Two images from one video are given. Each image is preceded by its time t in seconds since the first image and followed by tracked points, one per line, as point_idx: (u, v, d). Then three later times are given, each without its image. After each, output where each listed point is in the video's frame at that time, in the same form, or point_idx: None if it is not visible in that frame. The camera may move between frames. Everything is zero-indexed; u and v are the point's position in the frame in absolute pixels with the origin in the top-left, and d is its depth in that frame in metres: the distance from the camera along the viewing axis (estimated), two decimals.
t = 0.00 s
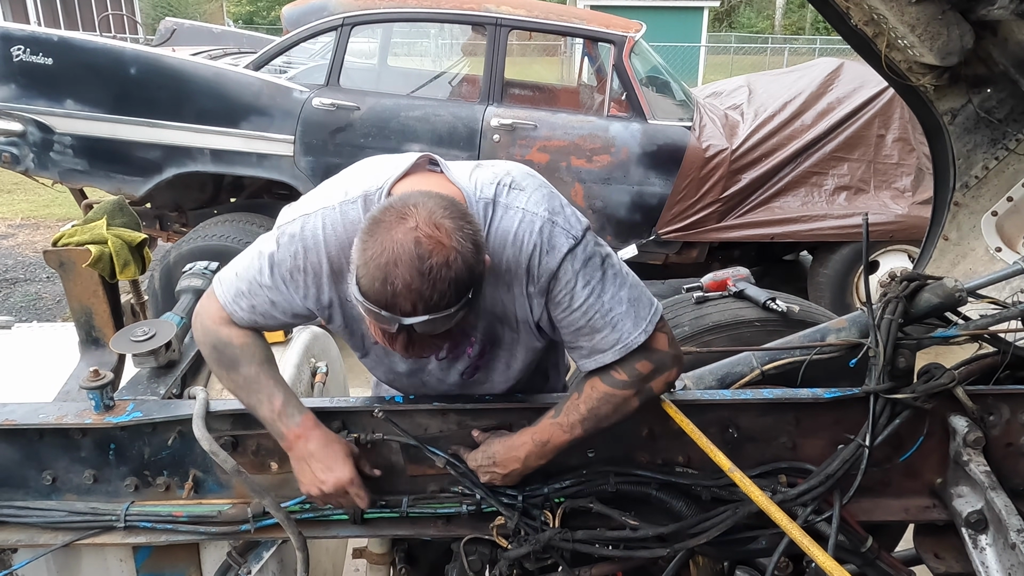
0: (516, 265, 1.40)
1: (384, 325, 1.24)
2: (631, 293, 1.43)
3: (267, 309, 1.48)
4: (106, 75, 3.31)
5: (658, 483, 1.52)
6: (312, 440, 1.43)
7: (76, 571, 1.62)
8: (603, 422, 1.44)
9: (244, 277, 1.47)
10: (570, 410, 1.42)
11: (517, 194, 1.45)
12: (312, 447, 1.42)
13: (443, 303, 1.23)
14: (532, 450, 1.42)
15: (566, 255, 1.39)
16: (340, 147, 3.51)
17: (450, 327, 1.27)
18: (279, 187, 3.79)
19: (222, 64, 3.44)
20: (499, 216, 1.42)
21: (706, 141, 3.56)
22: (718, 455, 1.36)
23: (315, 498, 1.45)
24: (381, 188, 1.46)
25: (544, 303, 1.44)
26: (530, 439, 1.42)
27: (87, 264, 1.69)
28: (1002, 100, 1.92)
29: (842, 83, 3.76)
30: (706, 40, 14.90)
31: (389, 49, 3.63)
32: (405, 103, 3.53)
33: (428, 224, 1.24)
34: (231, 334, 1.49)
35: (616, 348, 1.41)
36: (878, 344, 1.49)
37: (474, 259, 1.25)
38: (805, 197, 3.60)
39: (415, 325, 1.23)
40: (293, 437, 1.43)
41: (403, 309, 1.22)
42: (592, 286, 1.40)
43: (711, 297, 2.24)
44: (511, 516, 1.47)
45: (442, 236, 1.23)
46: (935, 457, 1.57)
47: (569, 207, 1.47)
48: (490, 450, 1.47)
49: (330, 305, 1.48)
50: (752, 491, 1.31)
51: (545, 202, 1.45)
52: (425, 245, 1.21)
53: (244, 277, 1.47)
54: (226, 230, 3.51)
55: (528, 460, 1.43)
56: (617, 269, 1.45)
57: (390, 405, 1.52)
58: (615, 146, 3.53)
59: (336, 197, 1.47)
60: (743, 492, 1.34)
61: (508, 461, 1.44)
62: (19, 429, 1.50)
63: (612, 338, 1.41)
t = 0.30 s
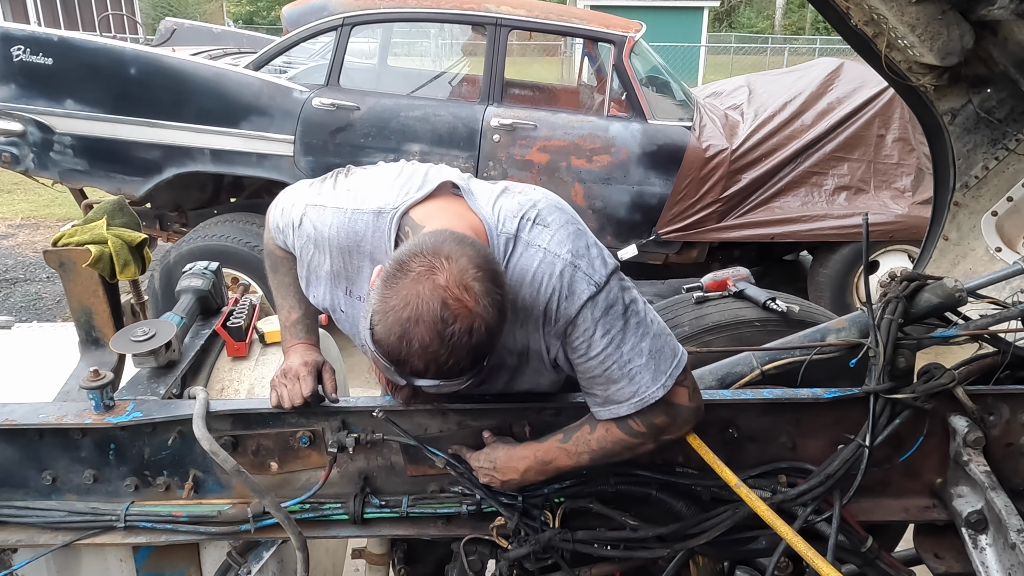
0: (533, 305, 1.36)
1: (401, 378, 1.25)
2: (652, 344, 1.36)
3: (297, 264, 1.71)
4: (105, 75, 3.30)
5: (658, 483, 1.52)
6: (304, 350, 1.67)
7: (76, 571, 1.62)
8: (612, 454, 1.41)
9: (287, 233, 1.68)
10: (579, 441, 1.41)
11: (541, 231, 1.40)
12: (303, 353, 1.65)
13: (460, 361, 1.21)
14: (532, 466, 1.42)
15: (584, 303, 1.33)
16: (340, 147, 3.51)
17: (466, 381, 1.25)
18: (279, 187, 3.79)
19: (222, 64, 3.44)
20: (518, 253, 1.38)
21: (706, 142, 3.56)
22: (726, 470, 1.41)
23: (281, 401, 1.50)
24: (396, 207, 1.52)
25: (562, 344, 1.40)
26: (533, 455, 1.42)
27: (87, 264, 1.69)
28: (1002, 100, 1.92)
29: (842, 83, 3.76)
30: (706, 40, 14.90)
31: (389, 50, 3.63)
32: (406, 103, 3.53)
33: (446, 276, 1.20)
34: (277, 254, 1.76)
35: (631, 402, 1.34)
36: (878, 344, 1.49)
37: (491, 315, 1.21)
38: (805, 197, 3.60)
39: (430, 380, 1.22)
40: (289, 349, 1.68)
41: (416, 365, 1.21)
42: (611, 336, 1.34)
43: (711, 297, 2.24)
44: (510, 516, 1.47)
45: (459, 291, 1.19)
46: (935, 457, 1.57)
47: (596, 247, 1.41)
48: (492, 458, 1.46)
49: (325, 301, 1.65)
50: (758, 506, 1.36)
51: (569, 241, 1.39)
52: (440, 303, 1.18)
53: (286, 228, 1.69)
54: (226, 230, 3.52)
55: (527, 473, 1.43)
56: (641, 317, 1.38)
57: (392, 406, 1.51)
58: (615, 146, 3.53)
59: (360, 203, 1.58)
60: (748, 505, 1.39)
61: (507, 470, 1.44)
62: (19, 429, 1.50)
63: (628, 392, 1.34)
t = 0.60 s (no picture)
0: (538, 316, 1.36)
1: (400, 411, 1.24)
2: (657, 354, 1.35)
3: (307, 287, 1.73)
4: (105, 75, 3.30)
5: (658, 483, 1.52)
6: (308, 365, 1.64)
7: (76, 571, 1.62)
8: (615, 458, 1.41)
9: (293, 255, 1.71)
10: (581, 445, 1.41)
11: (541, 243, 1.40)
12: (306, 367, 1.63)
13: (458, 392, 1.20)
14: (533, 467, 1.42)
15: (588, 314, 1.33)
16: (340, 147, 3.51)
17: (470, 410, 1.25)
18: (279, 187, 3.79)
19: (222, 64, 3.44)
20: (520, 266, 1.37)
21: (706, 142, 3.56)
22: (729, 474, 1.40)
23: (276, 411, 1.50)
24: (387, 229, 1.51)
25: (567, 354, 1.40)
26: (533, 457, 1.42)
27: (87, 264, 1.69)
28: (1002, 100, 1.92)
29: (842, 83, 3.76)
30: (706, 40, 14.90)
31: (389, 49, 3.63)
32: (406, 103, 3.53)
33: (441, 307, 1.20)
34: (288, 277, 1.77)
35: (636, 412, 1.34)
36: (878, 344, 1.49)
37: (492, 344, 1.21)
38: (805, 197, 3.60)
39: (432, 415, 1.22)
40: (295, 365, 1.66)
41: (418, 401, 1.20)
42: (616, 347, 1.33)
43: (711, 297, 2.24)
44: (510, 516, 1.47)
45: (459, 324, 1.19)
46: (935, 457, 1.57)
47: (597, 258, 1.40)
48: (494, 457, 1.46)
49: (334, 325, 1.70)
50: (762, 508, 1.35)
51: (570, 251, 1.39)
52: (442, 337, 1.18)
53: (291, 254, 1.72)
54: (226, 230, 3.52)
55: (527, 475, 1.43)
56: (646, 327, 1.37)
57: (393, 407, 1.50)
58: (615, 146, 3.53)
59: (352, 225, 1.58)
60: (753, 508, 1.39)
61: (507, 471, 1.44)
62: (19, 429, 1.50)
63: (633, 402, 1.34)
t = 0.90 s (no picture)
0: (537, 323, 1.37)
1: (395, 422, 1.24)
2: (657, 360, 1.35)
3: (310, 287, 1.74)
4: (105, 75, 3.30)
5: (658, 483, 1.52)
6: (309, 365, 1.64)
7: (76, 571, 1.62)
8: (616, 458, 1.41)
9: (297, 253, 1.71)
10: (581, 446, 1.41)
11: (540, 250, 1.40)
12: (307, 367, 1.63)
13: (454, 405, 1.21)
14: (534, 468, 1.42)
15: (587, 322, 1.33)
16: (340, 147, 3.51)
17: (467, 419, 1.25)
18: (279, 187, 3.79)
19: (222, 64, 3.44)
20: (519, 274, 1.37)
21: (706, 142, 3.56)
22: (730, 475, 1.40)
23: (274, 410, 1.50)
24: (389, 232, 1.51)
25: (566, 361, 1.40)
26: (534, 458, 1.42)
27: (87, 264, 1.69)
28: (1002, 100, 1.92)
29: (842, 83, 3.76)
30: (706, 40, 14.89)
31: (389, 50, 3.63)
32: (406, 103, 3.53)
33: (437, 323, 1.19)
34: (291, 277, 1.77)
35: (636, 418, 1.34)
36: (878, 344, 1.50)
37: (486, 353, 1.21)
38: (806, 197, 3.60)
39: (428, 425, 1.21)
40: (297, 365, 1.65)
41: (413, 411, 1.20)
42: (616, 354, 1.33)
43: (711, 297, 2.24)
44: (510, 517, 1.47)
45: (452, 335, 1.19)
46: (935, 457, 1.57)
47: (597, 265, 1.40)
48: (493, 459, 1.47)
49: (337, 325, 1.70)
50: (762, 510, 1.35)
51: (569, 258, 1.39)
52: (435, 348, 1.18)
53: (294, 254, 1.72)
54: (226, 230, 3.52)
55: (527, 476, 1.43)
56: (645, 333, 1.37)
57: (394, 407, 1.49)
58: (615, 146, 3.53)
59: (354, 227, 1.58)
60: (754, 511, 1.39)
61: (507, 472, 1.44)
62: (19, 429, 1.50)
63: (633, 409, 1.34)
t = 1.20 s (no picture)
0: (538, 323, 1.37)
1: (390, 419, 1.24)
2: (658, 361, 1.35)
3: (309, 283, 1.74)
4: (105, 75, 3.30)
5: (658, 483, 1.52)
6: (310, 366, 1.64)
7: (76, 571, 1.62)
8: (617, 458, 1.41)
9: (297, 248, 1.71)
10: (582, 446, 1.41)
11: (542, 250, 1.40)
12: (308, 367, 1.64)
13: (448, 403, 1.20)
14: (534, 468, 1.42)
15: (588, 322, 1.33)
16: (340, 147, 3.51)
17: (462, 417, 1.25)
18: (279, 187, 3.79)
19: (222, 64, 3.44)
20: (520, 274, 1.37)
21: (706, 142, 3.56)
22: (730, 474, 1.40)
23: (275, 411, 1.50)
24: (391, 228, 1.52)
25: (566, 361, 1.40)
26: (534, 458, 1.42)
27: (87, 264, 1.69)
28: (1002, 100, 1.92)
29: (842, 83, 3.76)
30: (706, 40, 14.89)
31: (389, 50, 3.64)
32: (406, 103, 3.53)
33: (434, 320, 1.19)
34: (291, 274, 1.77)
35: (636, 419, 1.34)
36: (878, 344, 1.50)
37: (481, 351, 1.21)
38: (806, 197, 3.60)
39: (422, 421, 1.21)
40: (296, 366, 1.66)
41: (407, 408, 1.20)
42: (617, 354, 1.33)
43: (711, 297, 2.24)
44: (510, 517, 1.47)
45: (447, 332, 1.19)
46: (935, 457, 1.57)
47: (598, 266, 1.40)
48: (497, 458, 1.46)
49: (336, 320, 1.71)
50: (762, 510, 1.35)
51: (571, 259, 1.39)
52: (429, 345, 1.18)
53: (293, 249, 1.72)
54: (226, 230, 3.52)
55: (527, 476, 1.43)
56: (647, 334, 1.37)
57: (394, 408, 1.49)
58: (615, 146, 3.53)
59: (356, 221, 1.58)
60: (755, 510, 1.39)
61: (508, 472, 1.44)
62: (19, 429, 1.50)
63: (633, 409, 1.34)
